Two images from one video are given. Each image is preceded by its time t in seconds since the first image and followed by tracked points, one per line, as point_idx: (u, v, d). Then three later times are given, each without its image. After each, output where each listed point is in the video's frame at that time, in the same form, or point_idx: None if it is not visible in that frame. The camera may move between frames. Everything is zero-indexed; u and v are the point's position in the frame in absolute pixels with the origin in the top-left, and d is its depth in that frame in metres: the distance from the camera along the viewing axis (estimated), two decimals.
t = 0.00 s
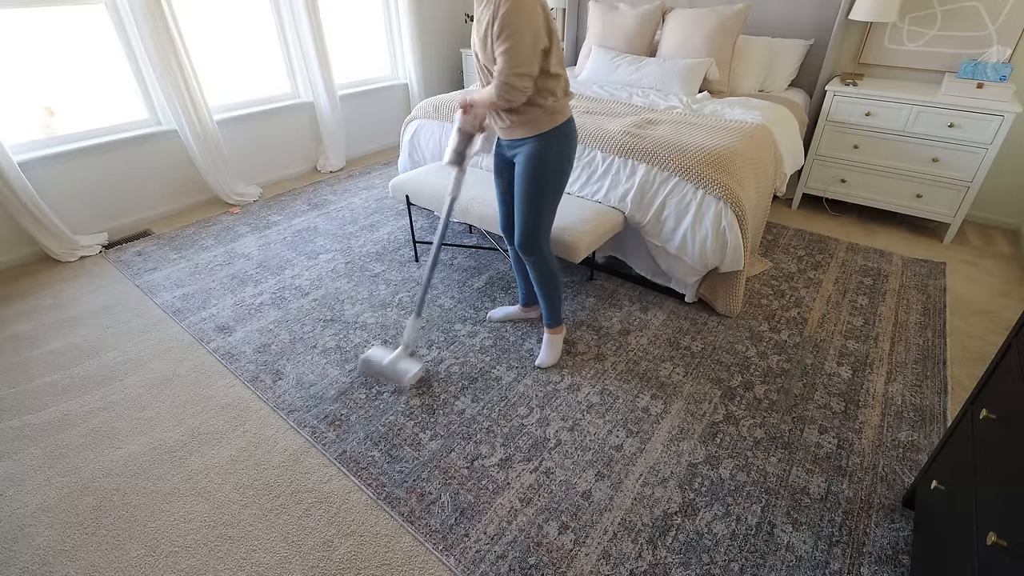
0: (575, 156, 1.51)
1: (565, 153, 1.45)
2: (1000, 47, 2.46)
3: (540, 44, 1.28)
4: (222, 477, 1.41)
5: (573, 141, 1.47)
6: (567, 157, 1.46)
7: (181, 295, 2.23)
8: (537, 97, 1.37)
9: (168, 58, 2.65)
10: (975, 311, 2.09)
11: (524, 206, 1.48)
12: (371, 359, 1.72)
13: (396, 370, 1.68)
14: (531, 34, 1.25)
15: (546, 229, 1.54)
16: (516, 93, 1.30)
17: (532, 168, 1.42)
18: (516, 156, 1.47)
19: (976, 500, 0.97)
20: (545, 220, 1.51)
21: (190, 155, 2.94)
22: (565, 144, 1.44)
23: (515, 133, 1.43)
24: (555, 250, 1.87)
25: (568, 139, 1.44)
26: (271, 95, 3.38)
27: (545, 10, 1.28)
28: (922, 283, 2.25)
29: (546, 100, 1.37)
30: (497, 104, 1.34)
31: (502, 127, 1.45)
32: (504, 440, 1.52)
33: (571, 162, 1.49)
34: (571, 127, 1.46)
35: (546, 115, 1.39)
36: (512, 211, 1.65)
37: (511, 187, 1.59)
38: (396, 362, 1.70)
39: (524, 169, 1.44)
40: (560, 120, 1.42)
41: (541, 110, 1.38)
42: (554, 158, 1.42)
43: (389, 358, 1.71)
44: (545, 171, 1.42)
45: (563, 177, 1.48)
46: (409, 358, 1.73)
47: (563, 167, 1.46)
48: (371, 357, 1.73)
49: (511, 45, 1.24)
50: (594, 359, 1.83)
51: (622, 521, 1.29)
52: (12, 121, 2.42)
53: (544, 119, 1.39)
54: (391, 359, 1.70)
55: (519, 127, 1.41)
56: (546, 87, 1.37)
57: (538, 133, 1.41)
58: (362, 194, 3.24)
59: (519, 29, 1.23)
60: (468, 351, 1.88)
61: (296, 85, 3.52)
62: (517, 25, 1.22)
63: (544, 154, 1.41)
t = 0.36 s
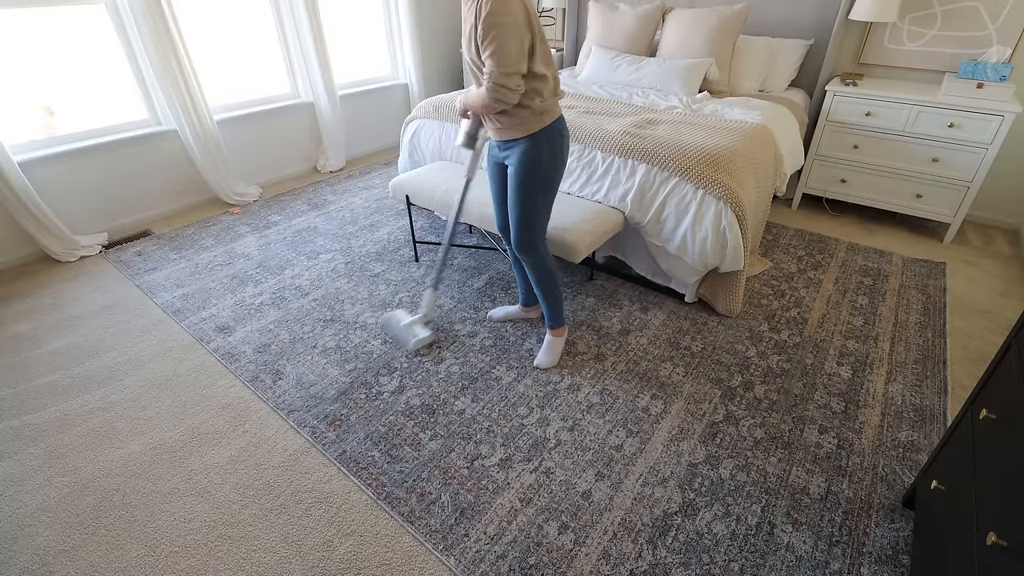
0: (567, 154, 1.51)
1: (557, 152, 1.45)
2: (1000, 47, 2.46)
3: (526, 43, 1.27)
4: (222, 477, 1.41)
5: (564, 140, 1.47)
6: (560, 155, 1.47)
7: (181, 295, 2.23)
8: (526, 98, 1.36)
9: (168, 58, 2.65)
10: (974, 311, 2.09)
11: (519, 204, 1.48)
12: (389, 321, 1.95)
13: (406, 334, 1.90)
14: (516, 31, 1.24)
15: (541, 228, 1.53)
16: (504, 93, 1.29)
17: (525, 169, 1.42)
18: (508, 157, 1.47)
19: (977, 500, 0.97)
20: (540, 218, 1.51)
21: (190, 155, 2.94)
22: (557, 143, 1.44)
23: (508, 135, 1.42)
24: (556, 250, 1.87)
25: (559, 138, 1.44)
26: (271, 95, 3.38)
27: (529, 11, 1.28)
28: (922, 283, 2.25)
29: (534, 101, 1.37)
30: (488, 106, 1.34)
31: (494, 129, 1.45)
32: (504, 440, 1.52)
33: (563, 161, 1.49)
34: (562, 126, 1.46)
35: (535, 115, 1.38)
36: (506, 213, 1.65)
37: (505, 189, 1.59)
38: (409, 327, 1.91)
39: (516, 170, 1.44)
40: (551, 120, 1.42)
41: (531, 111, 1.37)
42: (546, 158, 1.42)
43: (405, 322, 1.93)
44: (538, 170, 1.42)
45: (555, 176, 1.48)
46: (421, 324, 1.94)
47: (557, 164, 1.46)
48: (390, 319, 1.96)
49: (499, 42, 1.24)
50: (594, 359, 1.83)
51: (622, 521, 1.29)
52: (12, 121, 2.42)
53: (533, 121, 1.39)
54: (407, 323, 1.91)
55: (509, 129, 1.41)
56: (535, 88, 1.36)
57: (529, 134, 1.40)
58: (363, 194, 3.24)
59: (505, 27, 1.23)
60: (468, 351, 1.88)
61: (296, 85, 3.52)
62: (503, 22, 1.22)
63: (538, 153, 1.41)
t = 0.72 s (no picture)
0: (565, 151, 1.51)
1: (558, 148, 1.46)
2: (1000, 47, 2.46)
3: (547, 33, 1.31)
4: (222, 477, 1.41)
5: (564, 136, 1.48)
6: (561, 154, 1.47)
7: (181, 295, 2.23)
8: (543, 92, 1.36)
9: (168, 58, 2.65)
10: (975, 311, 2.09)
11: (519, 202, 1.48)
12: (285, 376, 1.66)
13: (305, 390, 1.61)
14: (543, 21, 1.26)
15: (540, 223, 1.53)
16: (544, 85, 1.29)
17: (528, 164, 1.42)
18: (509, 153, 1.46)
19: (977, 500, 0.97)
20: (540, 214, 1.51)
21: (190, 155, 2.94)
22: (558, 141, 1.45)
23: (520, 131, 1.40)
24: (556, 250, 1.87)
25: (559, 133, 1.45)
26: (271, 95, 3.38)
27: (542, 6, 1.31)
28: (922, 283, 2.25)
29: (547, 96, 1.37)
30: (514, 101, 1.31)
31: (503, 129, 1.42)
32: (504, 440, 1.52)
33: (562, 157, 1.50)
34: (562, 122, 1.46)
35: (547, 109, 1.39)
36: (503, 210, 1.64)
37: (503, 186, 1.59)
38: (306, 382, 1.62)
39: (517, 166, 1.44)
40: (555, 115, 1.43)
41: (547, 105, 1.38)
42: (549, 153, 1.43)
43: (301, 377, 1.64)
44: (540, 168, 1.43)
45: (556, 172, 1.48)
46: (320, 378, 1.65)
47: (557, 164, 1.47)
48: (286, 373, 1.66)
49: (535, 33, 1.23)
50: (594, 359, 1.83)
51: (622, 521, 1.29)
52: (12, 121, 2.42)
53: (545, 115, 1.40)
54: (304, 377, 1.63)
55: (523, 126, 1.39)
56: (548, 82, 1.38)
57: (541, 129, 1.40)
58: (363, 194, 3.24)
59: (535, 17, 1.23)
60: (468, 351, 1.88)
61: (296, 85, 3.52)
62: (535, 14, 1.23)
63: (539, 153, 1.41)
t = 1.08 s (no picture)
0: (547, 153, 1.51)
1: (534, 149, 1.47)
2: (1000, 47, 2.46)
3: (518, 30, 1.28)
4: (222, 477, 1.41)
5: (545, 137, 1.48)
6: (535, 158, 1.48)
7: (181, 295, 2.23)
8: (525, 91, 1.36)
9: (168, 58, 2.65)
10: (975, 311, 2.09)
11: (490, 200, 1.51)
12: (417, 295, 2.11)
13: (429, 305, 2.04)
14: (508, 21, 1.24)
15: (511, 222, 1.54)
16: (517, 88, 1.28)
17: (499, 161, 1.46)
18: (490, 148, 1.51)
19: (976, 500, 0.97)
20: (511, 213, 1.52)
21: (190, 155, 2.94)
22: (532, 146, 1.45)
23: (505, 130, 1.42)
24: (557, 249, 1.88)
25: (536, 134, 1.45)
26: (271, 95, 3.38)
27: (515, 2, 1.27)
28: (922, 283, 2.25)
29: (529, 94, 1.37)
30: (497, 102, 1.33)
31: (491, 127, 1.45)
32: (504, 440, 1.52)
33: (540, 158, 1.50)
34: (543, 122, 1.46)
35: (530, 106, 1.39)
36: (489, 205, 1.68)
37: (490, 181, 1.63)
38: (432, 298, 2.06)
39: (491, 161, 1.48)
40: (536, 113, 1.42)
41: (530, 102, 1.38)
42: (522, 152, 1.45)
43: (429, 295, 2.07)
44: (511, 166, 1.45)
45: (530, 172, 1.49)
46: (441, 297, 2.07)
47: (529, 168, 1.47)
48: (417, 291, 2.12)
49: (498, 38, 1.23)
50: (594, 359, 1.83)
51: (622, 521, 1.29)
52: (12, 121, 2.42)
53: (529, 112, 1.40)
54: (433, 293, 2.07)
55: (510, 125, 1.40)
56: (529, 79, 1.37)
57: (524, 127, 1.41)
58: (362, 194, 3.24)
59: (494, 21, 1.22)
60: (469, 351, 1.88)
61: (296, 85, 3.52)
62: (493, 18, 1.21)
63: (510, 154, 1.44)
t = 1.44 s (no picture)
0: (519, 166, 1.53)
1: (507, 164, 1.49)
2: (1000, 47, 2.46)
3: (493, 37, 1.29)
4: (222, 477, 1.41)
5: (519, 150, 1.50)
6: (503, 171, 1.50)
7: (181, 295, 2.23)
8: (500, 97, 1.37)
9: (168, 57, 2.65)
10: (975, 311, 2.09)
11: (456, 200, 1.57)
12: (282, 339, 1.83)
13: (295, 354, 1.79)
14: (483, 29, 1.24)
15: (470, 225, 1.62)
16: (493, 96, 1.30)
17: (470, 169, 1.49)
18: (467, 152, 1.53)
19: (977, 500, 0.97)
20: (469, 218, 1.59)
21: (190, 155, 2.94)
22: (501, 158, 1.47)
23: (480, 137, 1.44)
24: (556, 250, 1.87)
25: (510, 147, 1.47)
26: (271, 95, 3.38)
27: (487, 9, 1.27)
28: (922, 283, 2.25)
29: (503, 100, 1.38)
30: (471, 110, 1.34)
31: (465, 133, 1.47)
32: (504, 440, 1.52)
33: (512, 172, 1.52)
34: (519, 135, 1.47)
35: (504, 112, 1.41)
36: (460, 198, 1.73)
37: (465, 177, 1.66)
38: (300, 346, 1.81)
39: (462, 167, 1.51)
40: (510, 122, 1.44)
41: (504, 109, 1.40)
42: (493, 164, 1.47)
43: (298, 341, 1.82)
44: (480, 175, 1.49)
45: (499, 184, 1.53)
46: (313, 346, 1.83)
47: (496, 179, 1.50)
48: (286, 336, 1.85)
49: (474, 46, 1.23)
50: (594, 359, 1.83)
51: (622, 521, 1.29)
52: (12, 121, 2.42)
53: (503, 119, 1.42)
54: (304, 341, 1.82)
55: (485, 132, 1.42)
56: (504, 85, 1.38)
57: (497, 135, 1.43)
58: (362, 194, 3.24)
59: (470, 29, 1.22)
60: (468, 351, 1.88)
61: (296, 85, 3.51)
62: (469, 26, 1.22)
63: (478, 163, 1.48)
